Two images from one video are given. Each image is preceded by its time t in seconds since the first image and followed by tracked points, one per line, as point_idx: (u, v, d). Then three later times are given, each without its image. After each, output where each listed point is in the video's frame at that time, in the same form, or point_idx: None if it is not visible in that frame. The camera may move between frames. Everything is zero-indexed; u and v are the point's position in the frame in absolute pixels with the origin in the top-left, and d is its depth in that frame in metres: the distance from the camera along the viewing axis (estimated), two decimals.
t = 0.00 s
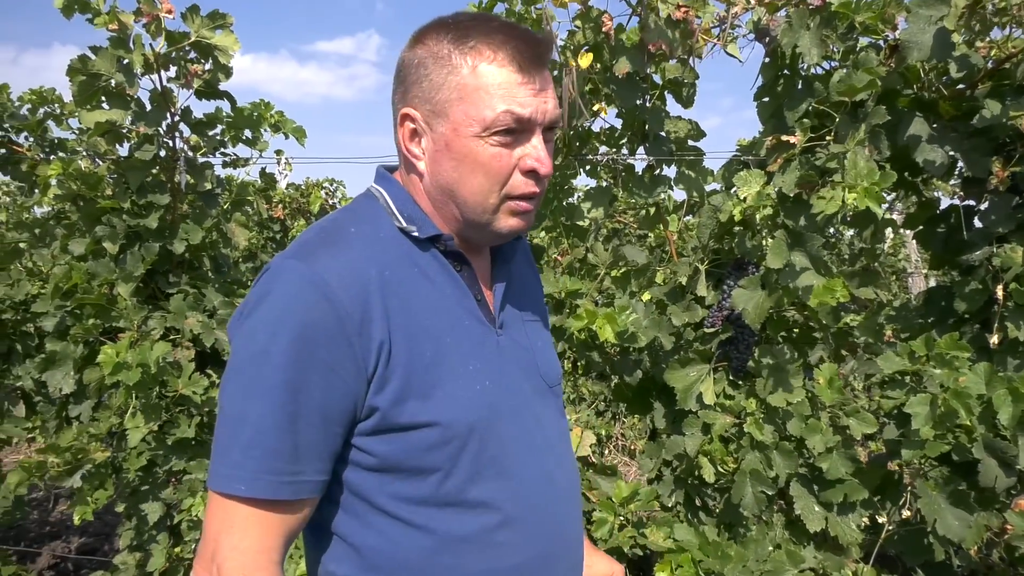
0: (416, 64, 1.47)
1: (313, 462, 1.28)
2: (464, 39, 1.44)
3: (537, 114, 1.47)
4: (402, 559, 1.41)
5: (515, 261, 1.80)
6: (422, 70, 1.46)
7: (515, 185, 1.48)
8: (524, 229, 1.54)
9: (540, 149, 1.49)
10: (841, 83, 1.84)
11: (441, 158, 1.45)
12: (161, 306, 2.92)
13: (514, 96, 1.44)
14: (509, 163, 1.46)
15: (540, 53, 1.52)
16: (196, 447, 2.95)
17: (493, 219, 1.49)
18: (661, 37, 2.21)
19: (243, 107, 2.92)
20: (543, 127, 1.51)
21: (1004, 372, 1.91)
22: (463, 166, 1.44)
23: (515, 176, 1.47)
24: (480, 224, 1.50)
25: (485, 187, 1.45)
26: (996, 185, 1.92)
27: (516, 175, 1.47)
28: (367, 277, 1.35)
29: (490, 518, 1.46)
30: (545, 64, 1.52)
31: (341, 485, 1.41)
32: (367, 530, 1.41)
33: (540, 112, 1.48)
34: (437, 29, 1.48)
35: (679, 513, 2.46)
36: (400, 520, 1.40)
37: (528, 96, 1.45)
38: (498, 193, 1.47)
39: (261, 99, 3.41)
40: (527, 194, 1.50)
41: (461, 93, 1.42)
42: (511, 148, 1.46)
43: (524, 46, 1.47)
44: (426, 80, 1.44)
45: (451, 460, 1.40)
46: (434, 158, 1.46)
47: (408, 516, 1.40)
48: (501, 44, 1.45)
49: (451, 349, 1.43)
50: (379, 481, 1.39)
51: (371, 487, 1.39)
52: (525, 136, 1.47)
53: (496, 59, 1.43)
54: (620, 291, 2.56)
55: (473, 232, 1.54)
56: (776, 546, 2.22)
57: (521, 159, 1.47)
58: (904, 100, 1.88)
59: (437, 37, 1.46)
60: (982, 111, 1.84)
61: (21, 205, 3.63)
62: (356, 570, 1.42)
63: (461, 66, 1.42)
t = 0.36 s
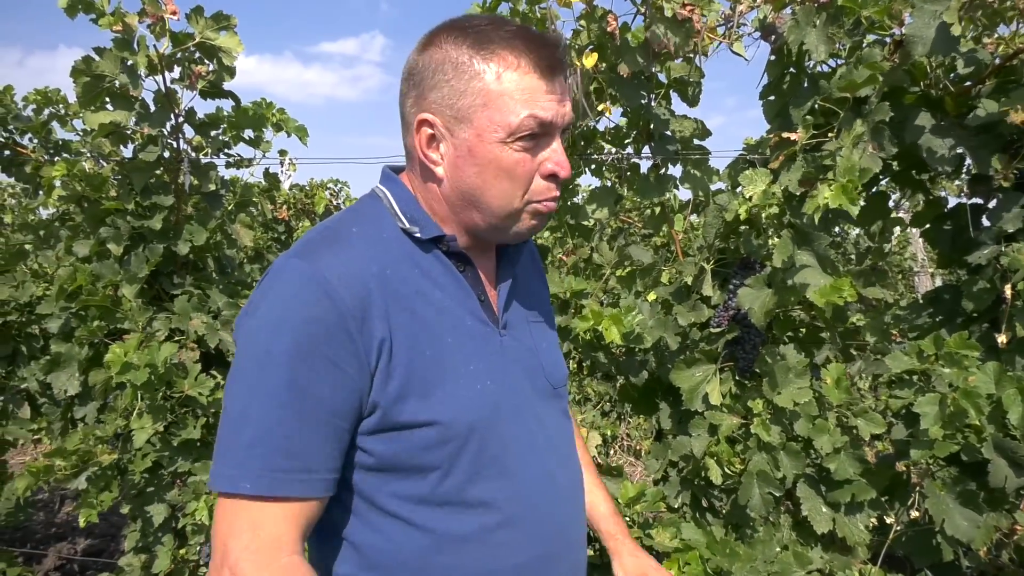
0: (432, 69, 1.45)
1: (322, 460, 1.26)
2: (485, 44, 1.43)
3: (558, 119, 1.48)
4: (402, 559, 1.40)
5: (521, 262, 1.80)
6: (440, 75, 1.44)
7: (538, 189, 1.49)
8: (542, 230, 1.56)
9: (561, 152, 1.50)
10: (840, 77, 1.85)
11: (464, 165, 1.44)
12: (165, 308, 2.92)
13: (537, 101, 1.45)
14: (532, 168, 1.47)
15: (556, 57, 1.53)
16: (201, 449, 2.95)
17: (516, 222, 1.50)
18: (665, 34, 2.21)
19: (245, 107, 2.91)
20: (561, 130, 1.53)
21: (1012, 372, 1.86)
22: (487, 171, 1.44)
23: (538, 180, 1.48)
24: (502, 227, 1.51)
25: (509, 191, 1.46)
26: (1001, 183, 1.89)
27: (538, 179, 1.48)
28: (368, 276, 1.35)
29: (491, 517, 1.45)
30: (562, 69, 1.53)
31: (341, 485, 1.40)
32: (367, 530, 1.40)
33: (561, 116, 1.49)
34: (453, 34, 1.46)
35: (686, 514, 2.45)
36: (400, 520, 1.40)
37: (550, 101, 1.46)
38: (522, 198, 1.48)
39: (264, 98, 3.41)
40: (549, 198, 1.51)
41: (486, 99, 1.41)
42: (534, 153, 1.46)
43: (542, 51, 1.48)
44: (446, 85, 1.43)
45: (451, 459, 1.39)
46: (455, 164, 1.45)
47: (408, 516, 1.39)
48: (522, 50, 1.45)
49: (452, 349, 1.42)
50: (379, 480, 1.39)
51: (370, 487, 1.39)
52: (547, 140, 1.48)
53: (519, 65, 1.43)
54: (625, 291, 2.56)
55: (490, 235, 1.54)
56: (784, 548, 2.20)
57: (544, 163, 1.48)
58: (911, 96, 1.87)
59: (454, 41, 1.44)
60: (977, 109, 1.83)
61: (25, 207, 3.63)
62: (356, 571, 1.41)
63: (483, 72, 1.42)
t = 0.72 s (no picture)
0: (435, 64, 1.45)
1: (343, 458, 1.25)
2: (486, 37, 1.43)
3: (560, 110, 1.48)
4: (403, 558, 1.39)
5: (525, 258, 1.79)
6: (443, 69, 1.44)
7: (542, 178, 1.49)
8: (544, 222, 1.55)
9: (563, 141, 1.50)
10: (834, 69, 1.85)
11: (469, 157, 1.43)
12: (165, 309, 2.92)
13: (540, 92, 1.44)
14: (536, 158, 1.46)
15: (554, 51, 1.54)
16: (201, 450, 2.95)
17: (520, 213, 1.50)
18: (665, 30, 2.19)
19: (243, 106, 2.91)
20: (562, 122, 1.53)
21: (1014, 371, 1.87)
22: (493, 163, 1.43)
23: (540, 170, 1.48)
24: (505, 218, 1.50)
25: (513, 183, 1.45)
26: (1004, 180, 1.85)
27: (541, 169, 1.48)
28: (373, 275, 1.34)
29: (492, 516, 1.44)
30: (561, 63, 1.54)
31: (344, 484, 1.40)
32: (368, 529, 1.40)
33: (563, 107, 1.49)
34: (454, 29, 1.46)
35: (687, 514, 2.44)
36: (402, 521, 1.39)
37: (552, 93, 1.47)
38: (525, 189, 1.47)
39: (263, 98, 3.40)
40: (550, 188, 1.51)
41: (490, 91, 1.41)
42: (537, 143, 1.46)
43: (541, 43, 1.48)
44: (450, 79, 1.43)
45: (453, 458, 1.39)
46: (460, 158, 1.44)
47: (410, 515, 1.38)
48: (522, 43, 1.45)
49: (456, 348, 1.41)
50: (381, 479, 1.38)
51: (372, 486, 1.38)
52: (550, 131, 1.48)
53: (521, 57, 1.43)
54: (626, 291, 2.55)
55: (492, 226, 1.54)
56: (786, 548, 2.18)
57: (546, 152, 1.48)
58: (912, 94, 1.85)
59: (455, 35, 1.45)
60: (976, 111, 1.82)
61: (25, 208, 3.63)
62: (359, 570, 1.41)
63: (487, 64, 1.42)
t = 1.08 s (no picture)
0: (460, 69, 1.44)
1: (306, 461, 1.27)
2: (513, 45, 1.44)
3: (583, 120, 1.49)
4: (403, 559, 1.40)
5: (536, 266, 1.78)
6: (469, 75, 1.43)
7: (562, 188, 1.49)
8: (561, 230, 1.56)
9: (585, 151, 1.51)
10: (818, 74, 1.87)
11: (492, 165, 1.43)
12: (162, 310, 2.92)
13: (565, 102, 1.45)
14: (558, 167, 1.47)
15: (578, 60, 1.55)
16: (198, 451, 2.95)
17: (539, 222, 1.50)
18: (657, 32, 2.20)
19: (241, 108, 2.91)
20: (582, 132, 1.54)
21: (1007, 373, 1.87)
22: (516, 171, 1.44)
23: (561, 179, 1.49)
24: (524, 226, 1.50)
25: (535, 191, 1.46)
26: (1000, 183, 1.89)
27: (562, 179, 1.49)
28: (374, 280, 1.35)
29: (492, 520, 1.44)
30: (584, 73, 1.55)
31: (343, 484, 1.42)
32: (368, 529, 1.40)
33: (585, 117, 1.50)
34: (478, 35, 1.46)
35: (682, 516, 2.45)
36: (401, 521, 1.39)
37: (576, 102, 1.48)
38: (546, 197, 1.48)
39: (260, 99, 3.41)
40: (571, 197, 1.52)
41: (517, 99, 1.41)
42: (560, 152, 1.47)
43: (566, 52, 1.49)
44: (475, 85, 1.43)
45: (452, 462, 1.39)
46: (483, 165, 1.44)
47: (409, 516, 1.39)
48: (548, 52, 1.46)
49: (458, 352, 1.41)
50: (380, 480, 1.39)
51: (372, 487, 1.39)
52: (572, 140, 1.49)
53: (547, 66, 1.44)
54: (622, 292, 2.55)
55: (510, 234, 1.53)
56: (781, 550, 2.19)
57: (568, 162, 1.48)
58: (906, 97, 1.87)
59: (480, 41, 1.45)
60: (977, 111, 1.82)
61: (23, 209, 3.63)
62: (358, 570, 1.41)
63: (514, 73, 1.42)
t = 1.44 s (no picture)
0: (448, 77, 1.45)
1: (313, 464, 1.28)
2: (499, 52, 1.44)
3: (570, 126, 1.50)
4: (402, 563, 1.40)
5: (529, 268, 1.79)
6: (455, 82, 1.45)
7: (550, 195, 1.50)
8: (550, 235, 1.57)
9: (572, 158, 1.52)
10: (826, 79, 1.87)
11: (479, 172, 1.45)
12: (163, 313, 2.93)
13: (551, 108, 1.46)
14: (545, 174, 1.48)
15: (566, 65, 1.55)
16: (198, 454, 2.96)
17: (527, 227, 1.51)
18: (657, 44, 2.23)
19: (244, 113, 2.93)
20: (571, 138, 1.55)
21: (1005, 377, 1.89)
22: (503, 178, 1.45)
23: (549, 186, 1.49)
24: (512, 232, 1.52)
25: (521, 198, 1.47)
26: (995, 190, 1.90)
27: (550, 185, 1.49)
28: (371, 285, 1.36)
29: (490, 522, 1.45)
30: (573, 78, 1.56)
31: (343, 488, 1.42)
32: (367, 533, 1.41)
33: (572, 124, 1.51)
34: (465, 42, 1.47)
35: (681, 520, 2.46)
36: (399, 525, 1.40)
37: (563, 109, 1.48)
38: (533, 204, 1.49)
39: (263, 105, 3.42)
40: (559, 203, 1.53)
41: (502, 107, 1.43)
42: (547, 159, 1.48)
43: (553, 58, 1.49)
44: (461, 93, 1.44)
45: (450, 465, 1.40)
46: (470, 172, 1.46)
47: (407, 519, 1.40)
48: (534, 59, 1.47)
49: (454, 355, 1.42)
50: (379, 484, 1.40)
51: (370, 490, 1.40)
52: (560, 147, 1.49)
53: (533, 74, 1.45)
54: (621, 296, 2.56)
55: (499, 239, 1.55)
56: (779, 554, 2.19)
57: (555, 169, 1.49)
58: (904, 103, 1.88)
59: (467, 49, 1.46)
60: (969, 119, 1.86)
61: (25, 212, 3.64)
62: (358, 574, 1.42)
63: (499, 80, 1.43)
